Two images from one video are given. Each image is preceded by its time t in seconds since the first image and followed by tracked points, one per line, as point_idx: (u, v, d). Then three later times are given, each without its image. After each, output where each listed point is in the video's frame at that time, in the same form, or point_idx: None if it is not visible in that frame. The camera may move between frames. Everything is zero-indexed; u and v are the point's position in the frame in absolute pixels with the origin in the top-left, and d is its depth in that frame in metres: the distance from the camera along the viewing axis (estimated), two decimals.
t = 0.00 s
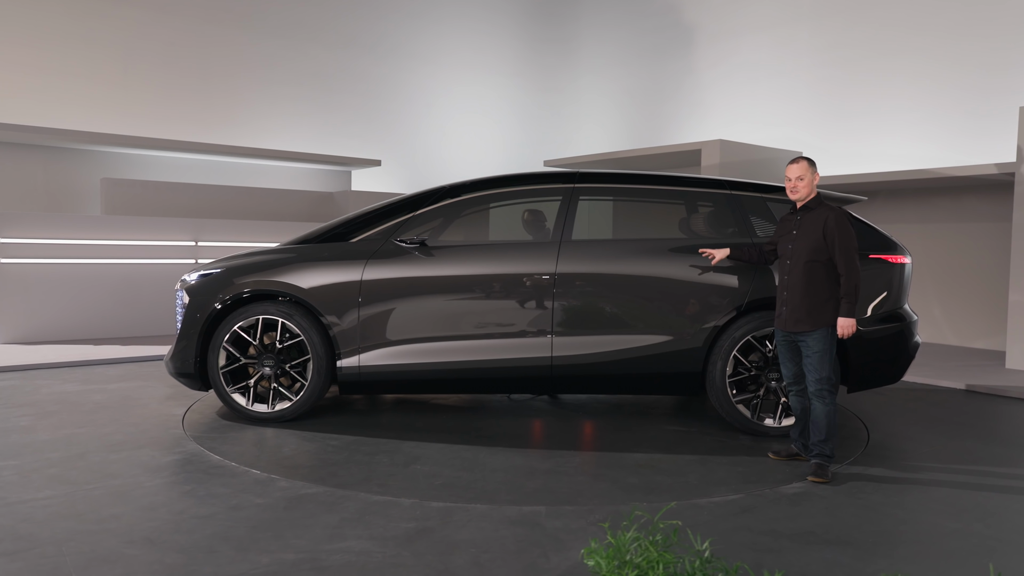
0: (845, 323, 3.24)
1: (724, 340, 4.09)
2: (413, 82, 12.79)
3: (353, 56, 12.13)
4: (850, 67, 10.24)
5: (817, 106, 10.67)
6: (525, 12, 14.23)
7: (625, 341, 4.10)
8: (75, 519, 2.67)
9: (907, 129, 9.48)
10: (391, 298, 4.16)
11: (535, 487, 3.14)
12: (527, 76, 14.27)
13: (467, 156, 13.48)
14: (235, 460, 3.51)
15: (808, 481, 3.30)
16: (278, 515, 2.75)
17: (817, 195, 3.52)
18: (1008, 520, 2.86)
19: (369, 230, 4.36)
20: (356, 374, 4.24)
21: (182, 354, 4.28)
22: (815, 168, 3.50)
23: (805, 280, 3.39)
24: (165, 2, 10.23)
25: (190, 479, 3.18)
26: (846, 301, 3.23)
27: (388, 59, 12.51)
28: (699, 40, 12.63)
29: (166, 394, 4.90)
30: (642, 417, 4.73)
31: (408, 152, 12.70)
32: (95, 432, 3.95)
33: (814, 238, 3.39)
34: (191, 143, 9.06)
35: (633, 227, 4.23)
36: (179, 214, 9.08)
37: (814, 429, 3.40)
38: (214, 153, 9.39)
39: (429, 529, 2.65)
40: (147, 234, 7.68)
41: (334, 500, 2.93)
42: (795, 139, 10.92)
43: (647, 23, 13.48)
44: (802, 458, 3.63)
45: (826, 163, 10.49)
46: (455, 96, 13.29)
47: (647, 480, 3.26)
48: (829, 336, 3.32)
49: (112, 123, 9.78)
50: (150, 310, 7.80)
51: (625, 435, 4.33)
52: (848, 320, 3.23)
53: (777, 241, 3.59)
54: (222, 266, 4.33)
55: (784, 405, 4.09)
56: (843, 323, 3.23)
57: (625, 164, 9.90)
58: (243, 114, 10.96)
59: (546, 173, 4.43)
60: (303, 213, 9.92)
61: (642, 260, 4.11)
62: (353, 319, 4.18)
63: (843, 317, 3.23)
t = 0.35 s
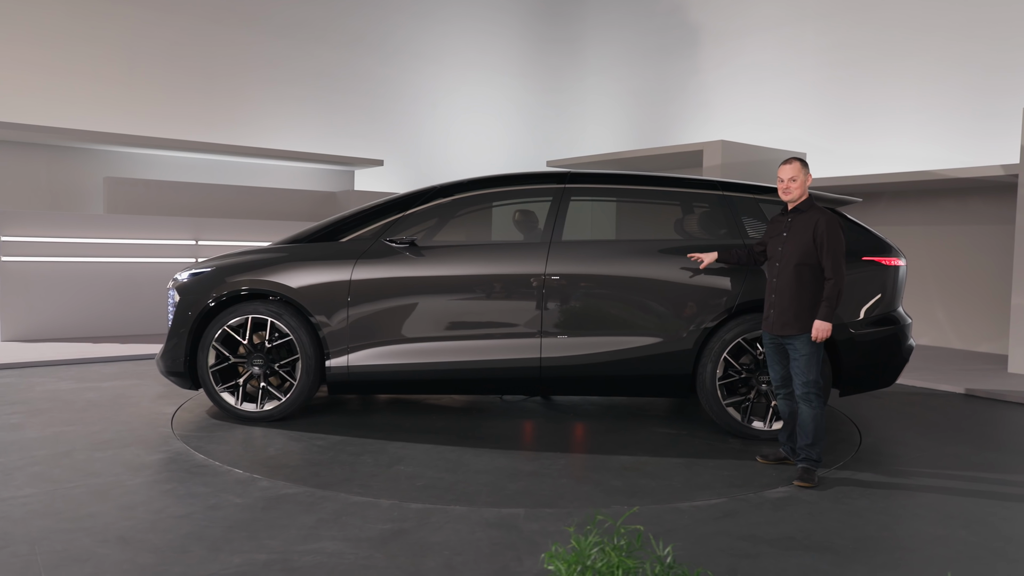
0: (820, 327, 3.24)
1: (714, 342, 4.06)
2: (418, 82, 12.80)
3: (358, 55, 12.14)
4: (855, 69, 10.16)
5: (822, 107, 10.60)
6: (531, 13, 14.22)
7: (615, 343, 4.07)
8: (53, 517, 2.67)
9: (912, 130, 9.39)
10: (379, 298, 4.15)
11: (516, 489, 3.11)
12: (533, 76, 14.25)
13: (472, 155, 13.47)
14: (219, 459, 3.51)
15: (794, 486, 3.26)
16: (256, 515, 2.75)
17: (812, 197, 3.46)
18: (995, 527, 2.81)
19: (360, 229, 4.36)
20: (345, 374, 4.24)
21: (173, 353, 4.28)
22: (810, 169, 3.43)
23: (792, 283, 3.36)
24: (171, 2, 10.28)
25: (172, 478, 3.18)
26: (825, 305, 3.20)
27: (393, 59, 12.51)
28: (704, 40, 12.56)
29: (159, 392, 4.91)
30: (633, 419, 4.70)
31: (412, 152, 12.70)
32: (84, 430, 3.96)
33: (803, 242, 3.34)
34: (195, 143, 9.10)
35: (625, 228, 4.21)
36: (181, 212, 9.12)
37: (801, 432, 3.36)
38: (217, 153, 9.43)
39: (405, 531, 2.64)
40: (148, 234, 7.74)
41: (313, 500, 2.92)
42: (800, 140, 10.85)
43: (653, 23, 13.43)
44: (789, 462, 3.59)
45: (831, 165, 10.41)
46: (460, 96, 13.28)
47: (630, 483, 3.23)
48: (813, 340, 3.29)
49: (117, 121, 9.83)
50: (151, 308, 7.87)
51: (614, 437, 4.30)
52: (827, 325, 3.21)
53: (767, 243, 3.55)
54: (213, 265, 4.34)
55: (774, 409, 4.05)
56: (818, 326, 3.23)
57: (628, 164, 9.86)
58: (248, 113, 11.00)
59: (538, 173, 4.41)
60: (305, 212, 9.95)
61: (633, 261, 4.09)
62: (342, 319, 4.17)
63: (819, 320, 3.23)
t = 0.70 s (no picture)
0: (802, 330, 3.21)
1: (699, 343, 4.04)
2: (420, 82, 12.81)
3: (359, 55, 12.16)
4: (855, 69, 10.11)
5: (822, 107, 10.56)
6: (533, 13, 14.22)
7: (599, 343, 4.06)
8: (25, 515, 2.67)
9: (912, 131, 9.35)
10: (364, 297, 4.15)
11: (493, 490, 3.11)
12: (535, 75, 14.24)
13: (472, 155, 13.47)
14: (199, 458, 3.52)
15: (773, 488, 3.24)
16: (228, 513, 2.75)
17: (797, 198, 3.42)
18: (972, 529, 2.79)
19: (346, 228, 4.36)
20: (330, 373, 4.24)
21: (158, 351, 4.29)
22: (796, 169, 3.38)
23: (774, 285, 3.33)
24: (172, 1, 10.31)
25: (150, 476, 3.19)
26: (806, 308, 3.18)
27: (393, 59, 12.52)
28: (705, 40, 12.51)
29: (147, 390, 4.93)
30: (620, 420, 4.69)
31: (413, 151, 12.71)
32: (68, 428, 3.98)
33: (785, 243, 3.32)
34: (194, 142, 9.13)
35: (611, 228, 4.20)
36: (179, 211, 9.13)
37: (781, 435, 3.35)
38: (215, 152, 9.46)
39: (376, 530, 2.63)
40: (144, 232, 7.76)
41: (287, 499, 2.92)
42: (800, 141, 10.81)
43: (654, 24, 13.41)
44: (771, 464, 3.57)
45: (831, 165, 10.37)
46: (461, 96, 13.29)
47: (609, 484, 3.22)
48: (794, 342, 3.27)
49: (117, 120, 9.86)
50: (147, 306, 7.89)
51: (600, 438, 4.28)
52: (809, 327, 3.19)
53: (751, 244, 3.52)
54: (199, 264, 4.35)
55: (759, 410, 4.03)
56: (801, 329, 3.21)
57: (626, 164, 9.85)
58: (249, 113, 11.03)
59: (524, 173, 4.40)
60: (303, 211, 9.96)
61: (618, 261, 4.07)
62: (326, 318, 4.18)
63: (802, 323, 3.20)
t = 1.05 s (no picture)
0: (785, 330, 3.21)
1: (684, 343, 4.03)
2: (421, 83, 12.82)
3: (360, 55, 12.18)
4: (855, 70, 10.06)
5: (822, 107, 10.51)
6: (535, 13, 14.22)
7: (583, 343, 4.06)
8: None
9: (913, 132, 9.29)
10: (350, 296, 4.16)
11: (469, 490, 3.10)
12: (537, 76, 14.25)
13: (473, 155, 13.48)
14: (181, 456, 3.53)
15: (752, 490, 3.23)
16: (202, 511, 2.76)
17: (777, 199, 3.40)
18: (948, 533, 2.77)
19: (332, 228, 4.37)
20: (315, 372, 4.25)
21: (146, 349, 4.31)
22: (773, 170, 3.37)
23: (756, 286, 3.33)
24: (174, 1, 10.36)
25: (129, 473, 3.20)
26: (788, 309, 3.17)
27: (394, 59, 12.53)
28: (707, 40, 12.47)
29: (137, 389, 4.95)
30: (608, 420, 4.68)
31: (414, 152, 12.73)
32: (54, 425, 4.00)
33: (766, 243, 3.31)
34: (194, 141, 9.17)
35: (597, 228, 4.19)
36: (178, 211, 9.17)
37: (761, 436, 3.35)
38: (215, 151, 9.51)
39: (348, 529, 2.64)
40: (142, 231, 7.80)
41: (263, 498, 2.93)
42: (800, 142, 10.76)
43: (656, 24, 13.39)
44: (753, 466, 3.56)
45: (831, 166, 10.32)
46: (462, 96, 13.29)
47: (587, 485, 3.21)
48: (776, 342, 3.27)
49: (118, 119, 9.90)
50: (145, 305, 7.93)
51: (586, 438, 4.28)
52: (791, 328, 3.18)
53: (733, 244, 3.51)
54: (187, 263, 4.37)
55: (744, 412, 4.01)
56: (783, 330, 3.21)
57: (625, 165, 9.83)
58: (250, 113, 11.07)
59: (511, 173, 4.40)
60: (302, 211, 9.99)
61: (604, 261, 4.07)
62: (311, 318, 4.19)
63: (784, 323, 3.20)
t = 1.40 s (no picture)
0: (768, 334, 3.18)
1: (675, 343, 4.00)
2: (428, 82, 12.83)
3: (367, 54, 12.20)
4: (863, 69, 9.97)
5: (830, 107, 10.42)
6: (543, 13, 14.21)
7: (575, 343, 4.04)
8: None
9: (921, 132, 9.20)
10: (341, 294, 4.17)
11: (452, 489, 3.09)
12: (544, 75, 14.24)
13: (479, 155, 13.48)
14: (170, 452, 3.55)
15: (739, 491, 3.20)
16: (183, 507, 2.76)
17: (766, 197, 3.36)
18: (935, 535, 2.73)
19: (325, 226, 4.38)
20: (307, 370, 4.25)
21: (140, 346, 4.34)
22: (757, 168, 3.34)
23: (742, 287, 3.31)
24: (181, 1, 10.42)
25: (117, 468, 3.22)
26: (772, 311, 3.15)
27: (401, 58, 12.54)
28: (714, 40, 12.40)
29: (134, 385, 4.98)
30: (602, 419, 4.66)
31: (420, 151, 12.75)
32: (48, 421, 4.03)
33: (753, 244, 3.29)
34: (200, 140, 9.22)
35: (590, 227, 4.18)
36: (184, 209, 9.23)
37: (749, 436, 3.31)
38: (221, 151, 9.58)
39: (327, 525, 2.64)
40: (147, 229, 7.86)
41: (246, 493, 2.93)
42: (807, 142, 10.68)
43: (663, 23, 13.33)
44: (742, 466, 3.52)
45: (839, 167, 10.25)
46: (469, 96, 13.30)
47: (572, 484, 3.20)
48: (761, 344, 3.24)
49: (127, 118, 9.99)
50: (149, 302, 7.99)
51: (578, 437, 4.26)
52: (775, 331, 3.16)
53: (724, 243, 3.49)
54: (181, 260, 4.39)
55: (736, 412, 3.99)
56: (766, 333, 3.18)
57: (630, 164, 9.80)
58: (258, 111, 11.13)
59: (504, 171, 4.39)
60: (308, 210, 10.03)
61: (596, 260, 4.05)
62: (303, 314, 4.19)
63: (767, 326, 3.17)
